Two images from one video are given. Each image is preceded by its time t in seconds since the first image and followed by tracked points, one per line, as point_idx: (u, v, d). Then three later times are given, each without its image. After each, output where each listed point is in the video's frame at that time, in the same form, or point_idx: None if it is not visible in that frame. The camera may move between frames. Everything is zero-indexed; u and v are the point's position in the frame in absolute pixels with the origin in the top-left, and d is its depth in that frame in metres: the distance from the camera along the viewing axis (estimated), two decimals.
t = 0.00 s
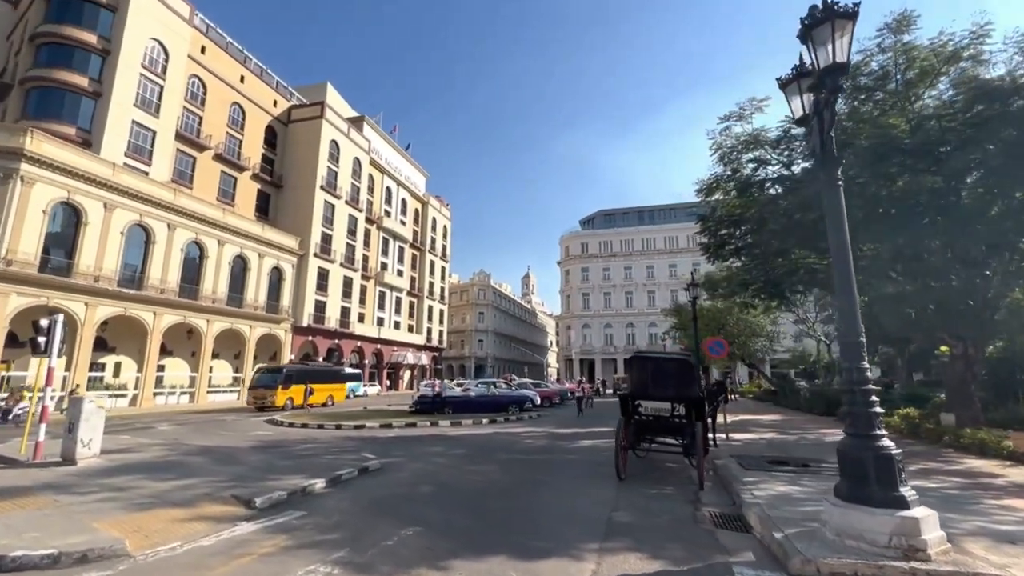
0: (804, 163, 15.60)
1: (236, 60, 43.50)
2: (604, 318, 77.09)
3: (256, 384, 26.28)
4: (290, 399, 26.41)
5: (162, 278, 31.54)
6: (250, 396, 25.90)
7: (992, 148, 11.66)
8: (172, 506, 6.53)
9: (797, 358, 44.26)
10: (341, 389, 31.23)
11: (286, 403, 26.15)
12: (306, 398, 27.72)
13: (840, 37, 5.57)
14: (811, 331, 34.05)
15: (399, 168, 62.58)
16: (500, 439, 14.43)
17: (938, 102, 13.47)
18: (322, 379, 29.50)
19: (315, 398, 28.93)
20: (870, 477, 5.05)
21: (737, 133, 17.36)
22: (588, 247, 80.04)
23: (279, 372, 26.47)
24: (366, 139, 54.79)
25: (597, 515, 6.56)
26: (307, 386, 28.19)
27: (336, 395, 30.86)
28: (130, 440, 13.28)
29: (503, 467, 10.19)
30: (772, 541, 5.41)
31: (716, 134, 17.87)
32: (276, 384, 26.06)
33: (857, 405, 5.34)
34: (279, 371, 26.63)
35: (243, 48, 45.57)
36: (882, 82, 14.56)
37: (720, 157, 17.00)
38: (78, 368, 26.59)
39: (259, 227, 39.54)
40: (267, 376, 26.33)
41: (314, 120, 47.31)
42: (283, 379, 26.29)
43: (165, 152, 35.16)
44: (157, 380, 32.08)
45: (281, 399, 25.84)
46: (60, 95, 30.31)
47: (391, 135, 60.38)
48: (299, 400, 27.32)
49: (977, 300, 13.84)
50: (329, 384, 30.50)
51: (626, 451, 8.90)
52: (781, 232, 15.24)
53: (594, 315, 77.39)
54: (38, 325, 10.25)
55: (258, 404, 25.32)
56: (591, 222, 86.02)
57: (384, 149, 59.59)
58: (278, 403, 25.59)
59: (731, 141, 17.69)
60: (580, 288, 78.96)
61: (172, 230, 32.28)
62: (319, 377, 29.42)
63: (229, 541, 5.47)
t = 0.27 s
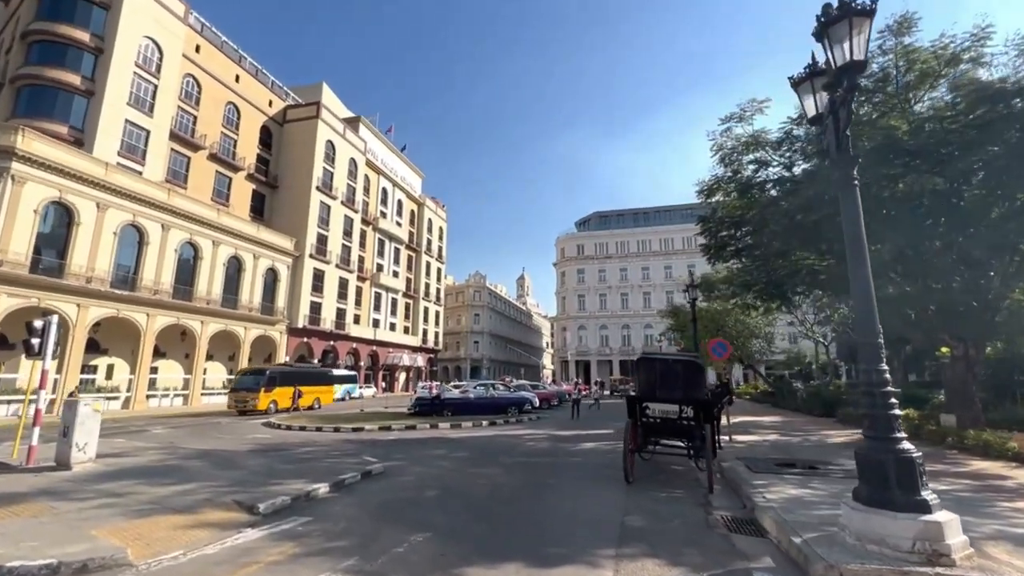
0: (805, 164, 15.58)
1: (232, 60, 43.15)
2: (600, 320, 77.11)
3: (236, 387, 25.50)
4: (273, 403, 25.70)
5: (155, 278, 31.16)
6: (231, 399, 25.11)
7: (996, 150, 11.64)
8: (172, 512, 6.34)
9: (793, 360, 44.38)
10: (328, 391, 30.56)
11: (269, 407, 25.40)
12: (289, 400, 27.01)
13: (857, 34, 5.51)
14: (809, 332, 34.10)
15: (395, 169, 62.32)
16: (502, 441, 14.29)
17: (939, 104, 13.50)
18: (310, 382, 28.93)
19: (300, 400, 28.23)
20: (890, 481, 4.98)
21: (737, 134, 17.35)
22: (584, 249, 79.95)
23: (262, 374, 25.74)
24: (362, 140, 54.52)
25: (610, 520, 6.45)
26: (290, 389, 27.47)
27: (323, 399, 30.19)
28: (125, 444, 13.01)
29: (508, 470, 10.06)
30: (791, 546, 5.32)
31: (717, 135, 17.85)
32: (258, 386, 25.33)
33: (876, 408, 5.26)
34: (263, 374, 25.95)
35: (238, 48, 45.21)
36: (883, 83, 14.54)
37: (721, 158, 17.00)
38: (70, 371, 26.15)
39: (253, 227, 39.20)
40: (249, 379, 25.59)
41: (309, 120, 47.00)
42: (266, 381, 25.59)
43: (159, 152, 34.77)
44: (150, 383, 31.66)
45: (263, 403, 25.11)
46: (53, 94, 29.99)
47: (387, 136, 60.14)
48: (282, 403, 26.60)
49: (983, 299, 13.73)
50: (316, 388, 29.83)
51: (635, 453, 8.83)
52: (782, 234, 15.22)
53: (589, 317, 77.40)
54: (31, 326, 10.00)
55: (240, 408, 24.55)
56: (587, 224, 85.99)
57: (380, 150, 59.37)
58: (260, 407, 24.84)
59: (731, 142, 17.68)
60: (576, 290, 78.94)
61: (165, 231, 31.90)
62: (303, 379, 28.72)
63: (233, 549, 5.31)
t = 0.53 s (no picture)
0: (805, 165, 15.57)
1: (226, 59, 42.77)
2: (595, 321, 77.17)
3: (215, 390, 24.81)
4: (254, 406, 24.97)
5: (148, 279, 30.78)
6: (209, 401, 24.43)
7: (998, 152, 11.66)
8: (173, 519, 6.16)
9: (789, 360, 44.57)
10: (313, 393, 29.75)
11: (249, 410, 24.70)
12: (272, 403, 26.25)
13: (873, 32, 5.46)
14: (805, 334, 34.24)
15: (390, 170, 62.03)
16: (503, 443, 14.15)
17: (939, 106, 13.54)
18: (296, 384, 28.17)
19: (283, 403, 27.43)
20: (909, 485, 4.90)
21: (737, 136, 17.35)
22: (579, 250, 79.94)
23: (242, 376, 25.02)
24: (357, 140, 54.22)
25: (621, 525, 6.34)
26: (272, 392, 26.69)
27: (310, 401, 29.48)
28: (119, 448, 12.76)
29: (512, 474, 9.94)
30: (809, 550, 5.24)
31: (717, 136, 17.84)
32: (238, 389, 24.61)
33: (893, 411, 5.19)
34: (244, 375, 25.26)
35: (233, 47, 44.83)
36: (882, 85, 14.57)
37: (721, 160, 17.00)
38: (60, 374, 25.68)
39: (248, 228, 38.84)
40: (228, 381, 24.86)
41: (305, 120, 46.68)
42: (247, 384, 24.88)
43: (152, 151, 34.36)
44: (142, 385, 31.27)
45: (243, 406, 24.40)
46: (43, 92, 29.47)
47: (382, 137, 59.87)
48: (263, 406, 25.85)
49: (984, 300, 13.75)
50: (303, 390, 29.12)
51: (642, 458, 8.71)
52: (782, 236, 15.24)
53: (585, 318, 77.44)
54: (24, 328, 9.76)
55: (218, 411, 23.86)
56: (582, 226, 85.98)
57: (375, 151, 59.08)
58: (239, 410, 24.15)
59: (731, 143, 17.67)
60: (571, 291, 78.95)
61: (158, 231, 31.52)
62: (287, 381, 27.90)
63: (237, 557, 5.15)
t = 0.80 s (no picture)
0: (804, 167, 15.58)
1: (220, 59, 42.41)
2: (590, 323, 77.24)
3: (191, 392, 23.78)
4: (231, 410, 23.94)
5: (140, 280, 30.39)
6: (185, 405, 23.49)
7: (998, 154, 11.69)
8: (171, 525, 5.98)
9: (783, 362, 44.77)
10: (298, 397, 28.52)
11: (227, 413, 23.77)
12: (251, 407, 25.18)
13: (886, 31, 5.41)
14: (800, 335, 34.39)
15: (385, 171, 61.75)
16: (503, 446, 14.02)
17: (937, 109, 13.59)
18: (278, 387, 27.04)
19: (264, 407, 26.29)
20: (925, 487, 4.85)
21: (736, 137, 17.38)
22: (574, 252, 80.02)
23: (220, 379, 23.95)
24: (352, 141, 53.98)
25: (630, 528, 6.24)
26: (253, 395, 25.66)
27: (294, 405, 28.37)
28: (112, 452, 12.51)
29: (515, 477, 9.83)
30: (823, 554, 5.16)
31: (715, 137, 17.84)
32: (215, 392, 23.64)
33: (908, 412, 5.14)
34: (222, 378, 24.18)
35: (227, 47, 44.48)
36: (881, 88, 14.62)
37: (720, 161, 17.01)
38: (50, 377, 25.25)
39: (242, 228, 38.49)
40: (205, 384, 23.90)
41: (299, 120, 46.38)
42: (225, 386, 23.92)
43: (144, 151, 33.96)
44: (134, 388, 30.83)
45: (220, 409, 23.44)
46: (33, 90, 29.04)
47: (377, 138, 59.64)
48: (242, 410, 24.84)
49: (984, 301, 13.74)
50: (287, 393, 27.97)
51: (647, 460, 8.61)
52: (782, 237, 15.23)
53: (580, 320, 77.49)
54: (15, 329, 9.52)
55: (194, 415, 22.92)
56: (577, 227, 86.05)
57: (370, 152, 58.83)
58: (216, 414, 23.23)
59: (729, 145, 17.69)
60: (566, 293, 78.97)
61: (151, 232, 31.14)
62: (267, 385, 26.70)
63: (241, 564, 5.01)
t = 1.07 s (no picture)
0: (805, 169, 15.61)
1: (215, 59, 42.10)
2: (586, 325, 77.25)
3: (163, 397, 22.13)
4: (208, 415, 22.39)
5: (134, 282, 30.06)
6: (156, 410, 21.80)
7: (999, 157, 11.74)
8: (173, 533, 5.84)
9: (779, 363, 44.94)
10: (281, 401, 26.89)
11: (203, 418, 22.19)
12: (230, 411, 23.62)
13: (901, 30, 5.37)
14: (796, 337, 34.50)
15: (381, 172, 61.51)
16: (504, 449, 13.91)
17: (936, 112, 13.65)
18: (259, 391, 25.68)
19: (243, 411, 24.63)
20: (944, 491, 4.80)
21: (735, 140, 17.42)
22: (570, 254, 80.09)
23: (196, 382, 22.45)
24: (349, 142, 53.77)
25: (641, 534, 6.15)
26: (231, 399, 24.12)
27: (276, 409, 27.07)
28: (107, 456, 12.27)
29: (519, 480, 9.74)
30: (840, 558, 5.10)
31: (715, 140, 17.87)
32: (189, 395, 22.08)
33: (925, 415, 5.09)
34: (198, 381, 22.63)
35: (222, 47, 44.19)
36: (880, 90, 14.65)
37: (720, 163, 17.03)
38: (42, 380, 24.84)
39: (237, 230, 38.18)
40: (179, 387, 22.35)
41: (295, 121, 46.15)
42: (201, 390, 22.40)
43: (138, 151, 33.60)
44: (127, 391, 30.43)
45: (196, 414, 21.89)
46: (25, 90, 28.67)
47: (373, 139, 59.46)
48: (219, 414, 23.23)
49: (986, 304, 13.71)
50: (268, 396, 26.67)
51: (654, 463, 8.56)
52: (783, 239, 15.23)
53: (575, 322, 77.49)
54: (10, 331, 9.31)
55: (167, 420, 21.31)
56: (573, 229, 86.12)
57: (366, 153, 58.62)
58: (192, 418, 21.63)
59: (729, 147, 17.72)
60: (562, 295, 78.93)
61: (145, 233, 30.81)
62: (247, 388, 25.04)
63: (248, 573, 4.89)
